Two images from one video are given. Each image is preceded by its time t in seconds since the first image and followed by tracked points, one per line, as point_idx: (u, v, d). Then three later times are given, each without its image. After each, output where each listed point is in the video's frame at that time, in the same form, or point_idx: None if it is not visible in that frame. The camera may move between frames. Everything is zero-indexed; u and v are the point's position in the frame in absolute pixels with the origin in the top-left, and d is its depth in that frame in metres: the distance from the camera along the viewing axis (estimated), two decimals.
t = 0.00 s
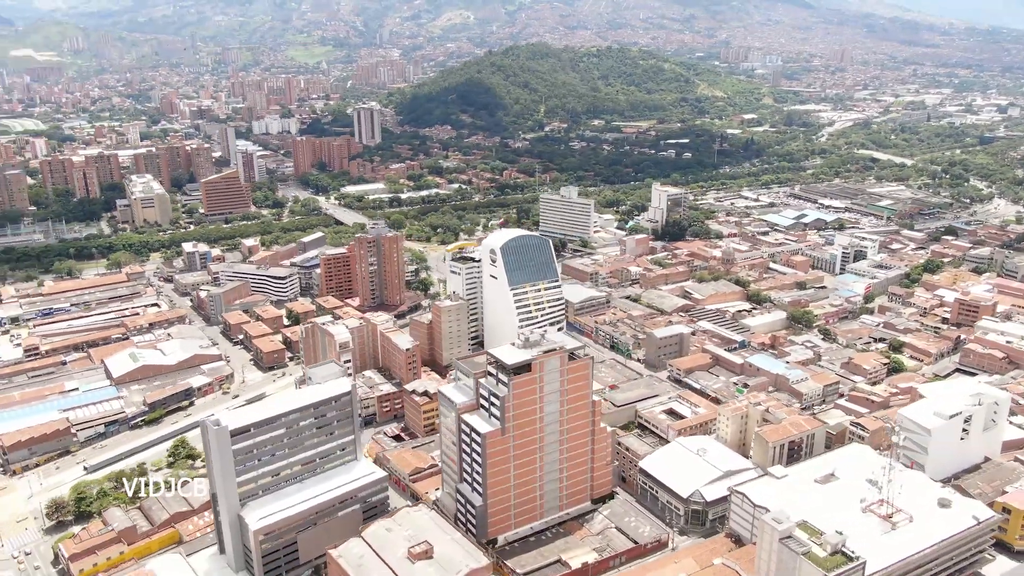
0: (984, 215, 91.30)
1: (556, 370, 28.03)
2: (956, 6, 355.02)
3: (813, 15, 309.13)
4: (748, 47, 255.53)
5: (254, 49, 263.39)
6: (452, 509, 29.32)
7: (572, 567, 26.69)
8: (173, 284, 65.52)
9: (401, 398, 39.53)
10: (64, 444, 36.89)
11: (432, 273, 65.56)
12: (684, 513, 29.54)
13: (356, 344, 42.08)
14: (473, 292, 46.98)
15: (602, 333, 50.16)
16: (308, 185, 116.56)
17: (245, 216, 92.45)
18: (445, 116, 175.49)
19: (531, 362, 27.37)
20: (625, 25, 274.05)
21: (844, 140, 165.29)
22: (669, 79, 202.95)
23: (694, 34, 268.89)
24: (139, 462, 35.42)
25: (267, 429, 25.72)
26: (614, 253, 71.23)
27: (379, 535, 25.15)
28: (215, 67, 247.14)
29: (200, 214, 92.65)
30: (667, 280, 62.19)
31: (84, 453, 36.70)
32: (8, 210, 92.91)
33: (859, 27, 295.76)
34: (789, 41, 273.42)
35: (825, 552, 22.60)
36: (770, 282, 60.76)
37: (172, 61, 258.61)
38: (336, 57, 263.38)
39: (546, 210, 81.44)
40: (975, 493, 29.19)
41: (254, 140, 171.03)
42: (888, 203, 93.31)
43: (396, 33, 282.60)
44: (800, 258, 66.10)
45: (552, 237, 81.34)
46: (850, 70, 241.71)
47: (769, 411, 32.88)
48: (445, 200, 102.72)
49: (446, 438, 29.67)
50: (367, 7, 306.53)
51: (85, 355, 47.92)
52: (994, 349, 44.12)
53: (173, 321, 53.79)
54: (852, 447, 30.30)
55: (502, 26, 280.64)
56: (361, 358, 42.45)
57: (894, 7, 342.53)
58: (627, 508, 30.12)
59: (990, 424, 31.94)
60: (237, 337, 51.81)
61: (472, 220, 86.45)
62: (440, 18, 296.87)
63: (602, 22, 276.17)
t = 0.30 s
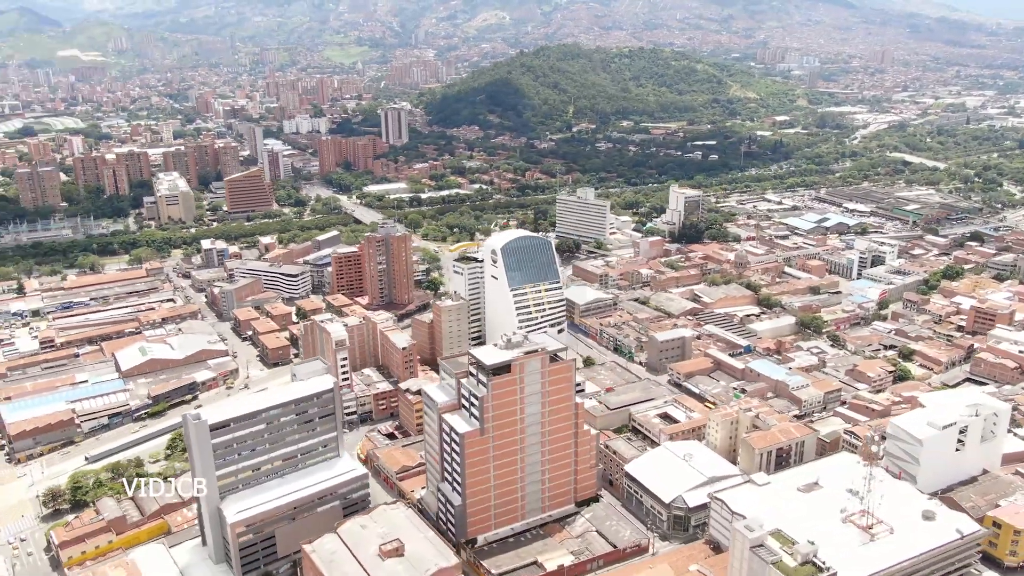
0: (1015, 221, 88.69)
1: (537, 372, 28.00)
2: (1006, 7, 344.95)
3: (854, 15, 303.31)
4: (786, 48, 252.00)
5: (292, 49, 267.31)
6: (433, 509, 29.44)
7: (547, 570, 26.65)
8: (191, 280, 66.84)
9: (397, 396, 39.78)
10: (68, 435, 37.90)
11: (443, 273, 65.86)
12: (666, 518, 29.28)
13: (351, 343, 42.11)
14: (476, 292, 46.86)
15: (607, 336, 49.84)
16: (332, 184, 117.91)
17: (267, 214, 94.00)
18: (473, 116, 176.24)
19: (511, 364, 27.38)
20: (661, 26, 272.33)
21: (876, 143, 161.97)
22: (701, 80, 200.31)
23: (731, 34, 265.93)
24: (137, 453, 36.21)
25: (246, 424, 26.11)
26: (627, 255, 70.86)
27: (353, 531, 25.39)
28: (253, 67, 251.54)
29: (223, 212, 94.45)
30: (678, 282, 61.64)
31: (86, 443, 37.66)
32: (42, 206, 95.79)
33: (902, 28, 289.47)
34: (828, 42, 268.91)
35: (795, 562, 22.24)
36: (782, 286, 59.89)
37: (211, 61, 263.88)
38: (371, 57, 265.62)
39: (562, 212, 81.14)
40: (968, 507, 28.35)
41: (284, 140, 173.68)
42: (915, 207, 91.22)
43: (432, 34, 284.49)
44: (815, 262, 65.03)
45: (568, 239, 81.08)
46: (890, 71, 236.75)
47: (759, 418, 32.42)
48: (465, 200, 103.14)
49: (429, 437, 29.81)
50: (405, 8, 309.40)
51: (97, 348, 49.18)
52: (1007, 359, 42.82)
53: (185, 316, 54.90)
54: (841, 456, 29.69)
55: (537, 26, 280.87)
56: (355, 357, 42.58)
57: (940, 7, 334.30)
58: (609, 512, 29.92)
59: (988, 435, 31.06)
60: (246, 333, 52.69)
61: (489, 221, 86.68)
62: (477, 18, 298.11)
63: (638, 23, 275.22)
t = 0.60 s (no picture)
0: None
1: (518, 373, 28.05)
2: None
3: (896, 15, 296.77)
4: (825, 48, 247.75)
5: (328, 49, 270.21)
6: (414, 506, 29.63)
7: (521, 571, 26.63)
8: (208, 276, 68.08)
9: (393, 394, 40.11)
10: (73, 425, 38.95)
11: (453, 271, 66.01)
12: (648, 522, 29.11)
13: (348, 339, 42.37)
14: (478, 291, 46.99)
15: (610, 338, 49.59)
16: (356, 183, 119.07)
17: (288, 212, 95.30)
18: (500, 116, 176.57)
19: (490, 364, 27.48)
20: (698, 26, 270.00)
21: (909, 145, 158.23)
22: (733, 81, 196.37)
23: (769, 34, 262.25)
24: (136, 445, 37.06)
25: (228, 419, 26.64)
26: (641, 256, 70.38)
27: (328, 526, 25.69)
28: (290, 68, 255.90)
29: (246, 210, 96.02)
30: (689, 285, 61.05)
31: (90, 434, 38.70)
32: (72, 202, 98.30)
33: (947, 28, 282.32)
34: (869, 42, 263.61)
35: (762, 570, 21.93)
36: (794, 291, 58.95)
37: (249, 61, 268.41)
38: (406, 58, 267.15)
39: (578, 214, 80.73)
40: (957, 520, 27.64)
41: (313, 139, 175.77)
42: (942, 211, 89.05)
43: (467, 34, 285.66)
44: (831, 266, 63.86)
45: (584, 240, 80.74)
46: (931, 71, 231.10)
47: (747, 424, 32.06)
48: (485, 200, 103.40)
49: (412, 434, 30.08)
50: (441, 8, 311.28)
51: (110, 341, 50.47)
52: (1019, 369, 41.54)
53: (197, 312, 56.08)
54: (828, 464, 29.15)
55: (572, 26, 280.28)
56: (350, 355, 42.67)
57: (988, 7, 325.40)
58: (591, 515, 29.80)
59: (985, 446, 30.29)
60: (254, 329, 53.53)
61: (505, 221, 86.79)
62: (513, 18, 298.46)
63: (675, 22, 273.42)
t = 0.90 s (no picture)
0: None
1: (499, 373, 28.11)
2: None
3: (941, 14, 289.28)
4: (864, 48, 242.65)
5: (363, 48, 272.49)
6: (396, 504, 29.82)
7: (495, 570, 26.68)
8: (224, 272, 69.30)
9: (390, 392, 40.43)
10: (78, 415, 40.00)
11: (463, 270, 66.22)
12: (628, 525, 28.94)
13: (347, 338, 42.55)
14: (480, 292, 47.10)
15: (613, 339, 49.33)
16: (379, 182, 120.09)
17: (309, 210, 96.53)
18: (528, 116, 176.55)
19: (470, 364, 27.59)
20: (735, 25, 266.70)
21: (943, 147, 154.24)
22: (766, 82, 193.16)
23: (807, 34, 257.98)
24: (136, 436, 37.91)
25: (211, 413, 27.14)
26: (653, 258, 69.88)
27: (304, 520, 26.04)
28: (326, 67, 259.16)
29: (268, 207, 97.51)
30: (699, 288, 60.47)
31: (94, 425, 39.72)
32: (102, 197, 100.83)
33: (994, 27, 274.25)
34: (910, 41, 257.56)
35: None
36: (806, 295, 57.99)
37: (285, 60, 272.28)
38: (440, 57, 268.18)
39: (594, 214, 80.35)
40: (942, 533, 27.02)
41: (342, 138, 177.69)
42: (970, 216, 86.68)
43: (501, 33, 285.91)
44: (846, 271, 62.65)
45: (600, 240, 80.42)
46: (974, 72, 224.78)
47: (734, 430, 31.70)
48: (505, 200, 103.59)
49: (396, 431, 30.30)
50: (476, 7, 312.00)
51: (123, 334, 51.68)
52: None
53: (209, 307, 57.13)
54: (812, 471, 28.68)
55: (607, 26, 278.70)
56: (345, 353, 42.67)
57: None
58: (572, 516, 29.71)
59: (978, 457, 29.54)
60: (263, 324, 54.40)
61: (522, 221, 86.84)
62: (548, 18, 297.33)
63: (711, 21, 270.66)
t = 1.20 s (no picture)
0: None
1: (478, 372, 28.18)
2: None
3: (988, 12, 280.75)
4: (905, 47, 236.66)
5: (396, 47, 274.00)
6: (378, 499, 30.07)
7: (469, 568, 26.74)
8: (239, 267, 70.44)
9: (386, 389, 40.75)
10: (83, 405, 41.05)
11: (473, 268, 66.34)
12: (608, 527, 28.76)
13: (346, 335, 42.72)
14: (481, 291, 47.20)
15: (615, 340, 49.12)
16: (401, 180, 120.89)
17: (329, 207, 97.69)
18: (555, 115, 176.03)
19: (448, 362, 27.71)
20: (772, 24, 262.56)
21: (979, 150, 150.03)
22: (799, 82, 188.58)
23: (846, 33, 252.79)
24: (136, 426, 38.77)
25: (196, 404, 27.72)
26: (666, 258, 69.35)
27: (281, 513, 26.39)
28: (359, 66, 261.59)
29: (289, 204, 98.87)
30: (708, 289, 59.88)
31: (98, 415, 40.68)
32: (129, 192, 103.17)
33: None
34: (954, 41, 250.57)
35: None
36: (816, 298, 57.05)
37: (320, 59, 275.24)
38: (474, 56, 268.59)
39: (609, 215, 80.03)
40: (927, 544, 26.45)
41: (369, 136, 179.15)
42: (998, 220, 84.30)
43: (535, 32, 285.07)
44: (861, 274, 61.45)
45: (615, 240, 80.00)
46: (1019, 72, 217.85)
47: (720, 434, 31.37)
48: (523, 199, 103.60)
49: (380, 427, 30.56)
50: (511, 7, 311.79)
51: (134, 327, 52.84)
52: None
53: (220, 302, 58.15)
54: (796, 476, 28.26)
55: (641, 25, 276.13)
56: (343, 349, 42.68)
57: None
58: (552, 516, 29.68)
59: (969, 467, 28.85)
60: (272, 320, 55.18)
61: (537, 221, 86.78)
62: (582, 16, 295.10)
63: (747, 21, 267.17)
